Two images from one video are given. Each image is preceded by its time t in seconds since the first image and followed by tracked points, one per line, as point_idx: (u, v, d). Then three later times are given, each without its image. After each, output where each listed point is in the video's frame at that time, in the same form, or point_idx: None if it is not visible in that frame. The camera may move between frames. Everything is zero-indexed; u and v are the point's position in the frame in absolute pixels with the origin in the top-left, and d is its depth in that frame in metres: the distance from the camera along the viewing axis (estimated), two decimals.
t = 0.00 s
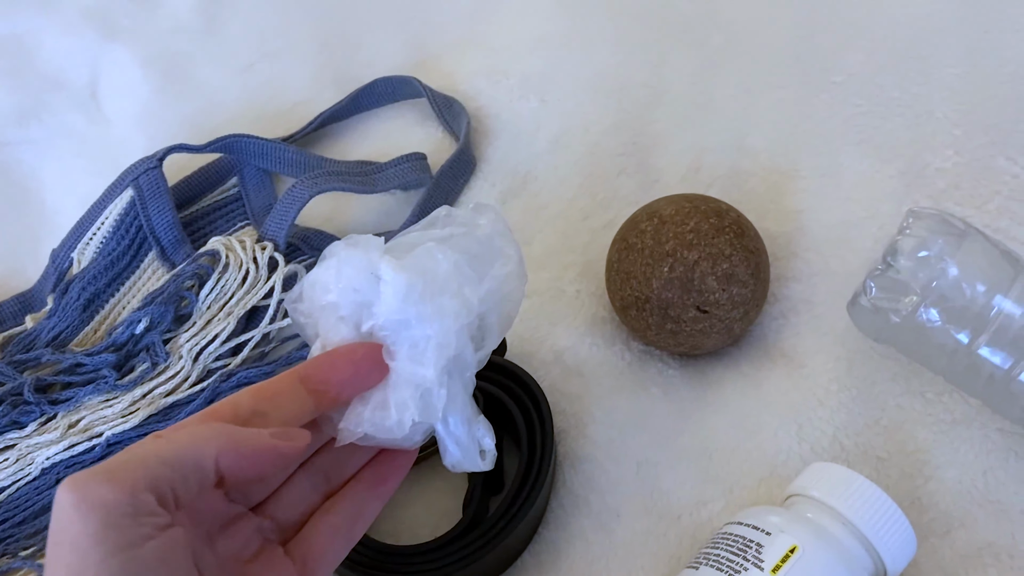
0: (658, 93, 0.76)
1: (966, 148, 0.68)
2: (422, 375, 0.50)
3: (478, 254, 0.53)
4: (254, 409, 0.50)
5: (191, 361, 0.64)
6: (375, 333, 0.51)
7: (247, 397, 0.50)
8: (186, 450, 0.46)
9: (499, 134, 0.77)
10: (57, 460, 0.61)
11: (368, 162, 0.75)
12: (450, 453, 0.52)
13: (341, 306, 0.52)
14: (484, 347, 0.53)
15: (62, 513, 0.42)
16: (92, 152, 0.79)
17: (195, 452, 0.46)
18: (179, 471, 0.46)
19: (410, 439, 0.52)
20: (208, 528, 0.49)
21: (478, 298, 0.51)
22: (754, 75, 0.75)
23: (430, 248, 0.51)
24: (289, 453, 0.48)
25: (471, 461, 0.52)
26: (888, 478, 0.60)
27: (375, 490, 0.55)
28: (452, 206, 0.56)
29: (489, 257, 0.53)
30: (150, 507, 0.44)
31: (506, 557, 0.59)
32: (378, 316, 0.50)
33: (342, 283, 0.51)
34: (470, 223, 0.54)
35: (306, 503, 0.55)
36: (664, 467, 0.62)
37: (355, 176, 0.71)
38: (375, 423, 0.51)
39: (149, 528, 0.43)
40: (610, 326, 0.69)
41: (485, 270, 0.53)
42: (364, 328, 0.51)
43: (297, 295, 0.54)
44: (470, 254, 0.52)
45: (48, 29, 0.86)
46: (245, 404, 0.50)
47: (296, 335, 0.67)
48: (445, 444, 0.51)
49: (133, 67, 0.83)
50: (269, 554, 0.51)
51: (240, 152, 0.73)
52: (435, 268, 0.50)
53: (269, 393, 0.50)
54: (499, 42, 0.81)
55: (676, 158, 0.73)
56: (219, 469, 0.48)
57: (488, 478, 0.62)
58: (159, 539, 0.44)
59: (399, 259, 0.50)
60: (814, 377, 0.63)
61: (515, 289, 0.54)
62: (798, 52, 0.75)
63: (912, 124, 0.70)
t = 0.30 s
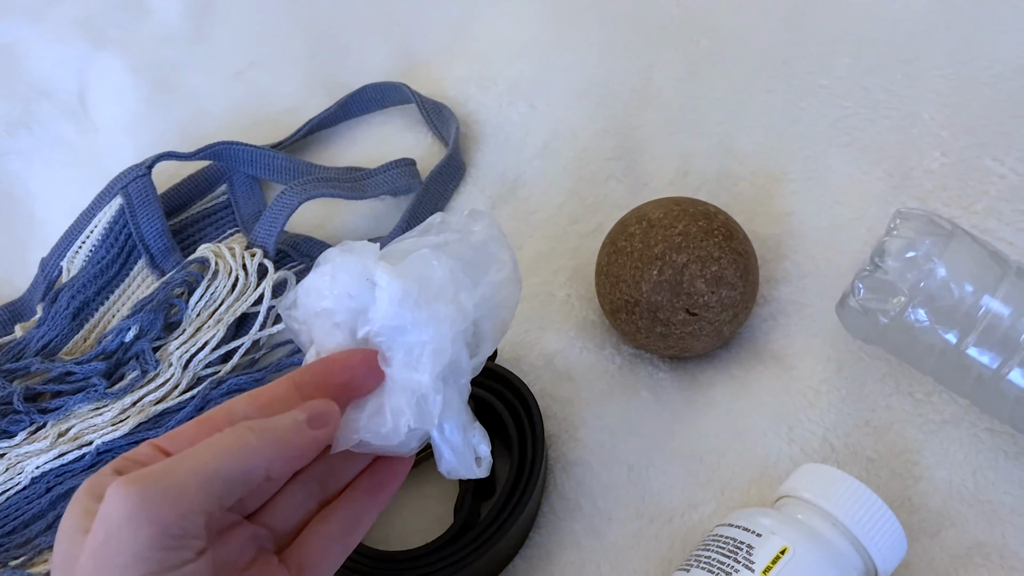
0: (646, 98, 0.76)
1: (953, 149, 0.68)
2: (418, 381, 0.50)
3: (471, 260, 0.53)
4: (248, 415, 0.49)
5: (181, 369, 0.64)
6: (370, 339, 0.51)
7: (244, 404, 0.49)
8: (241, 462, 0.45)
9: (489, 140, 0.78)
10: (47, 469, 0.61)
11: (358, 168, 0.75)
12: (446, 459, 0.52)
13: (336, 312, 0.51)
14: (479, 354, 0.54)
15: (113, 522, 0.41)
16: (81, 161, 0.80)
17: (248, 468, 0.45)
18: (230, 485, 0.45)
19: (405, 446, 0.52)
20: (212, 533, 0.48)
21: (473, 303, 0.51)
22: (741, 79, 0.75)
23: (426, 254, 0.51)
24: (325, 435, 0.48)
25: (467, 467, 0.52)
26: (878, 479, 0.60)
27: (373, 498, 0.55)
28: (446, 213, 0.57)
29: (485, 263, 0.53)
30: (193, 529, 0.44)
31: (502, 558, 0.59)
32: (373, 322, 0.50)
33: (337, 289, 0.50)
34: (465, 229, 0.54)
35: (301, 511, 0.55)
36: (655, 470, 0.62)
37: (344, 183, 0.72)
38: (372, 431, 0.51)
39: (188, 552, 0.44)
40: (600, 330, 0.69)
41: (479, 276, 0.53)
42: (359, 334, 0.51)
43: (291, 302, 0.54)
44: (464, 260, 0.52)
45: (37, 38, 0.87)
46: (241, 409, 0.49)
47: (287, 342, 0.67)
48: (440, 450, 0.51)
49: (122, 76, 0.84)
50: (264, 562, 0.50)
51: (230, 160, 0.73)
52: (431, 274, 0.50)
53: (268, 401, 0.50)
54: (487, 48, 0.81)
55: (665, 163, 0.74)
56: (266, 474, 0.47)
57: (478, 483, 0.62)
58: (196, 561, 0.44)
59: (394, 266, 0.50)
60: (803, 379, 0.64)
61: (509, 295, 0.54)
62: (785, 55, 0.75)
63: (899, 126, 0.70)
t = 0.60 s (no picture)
0: (636, 103, 0.77)
1: (942, 152, 0.69)
2: (412, 389, 0.50)
3: (463, 267, 0.53)
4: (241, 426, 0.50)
5: (174, 376, 0.64)
6: (364, 348, 0.51)
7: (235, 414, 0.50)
8: (185, 462, 0.46)
9: (480, 146, 0.78)
10: (41, 477, 0.61)
11: (349, 175, 0.75)
12: (440, 466, 0.52)
13: (329, 321, 0.52)
14: (472, 360, 0.53)
15: (61, 532, 0.42)
16: (73, 169, 0.80)
17: (192, 466, 0.46)
18: (175, 486, 0.46)
19: (399, 454, 0.52)
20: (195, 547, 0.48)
21: (466, 310, 0.52)
22: (731, 83, 0.76)
23: (419, 262, 0.51)
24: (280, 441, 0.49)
25: (461, 475, 0.52)
26: (868, 481, 0.60)
27: (365, 504, 0.55)
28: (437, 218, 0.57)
29: (476, 271, 0.53)
30: (147, 526, 0.44)
31: (497, 560, 0.60)
32: (367, 330, 0.50)
33: (330, 298, 0.51)
34: (456, 235, 0.55)
35: (293, 520, 0.55)
36: (646, 474, 0.63)
37: (336, 189, 0.72)
38: (366, 439, 0.51)
39: (145, 548, 0.43)
40: (592, 334, 0.69)
41: (471, 282, 0.53)
42: (352, 343, 0.51)
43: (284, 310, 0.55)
44: (456, 267, 0.53)
45: (27, 45, 0.87)
46: (232, 417, 0.49)
47: (279, 349, 0.68)
48: (434, 458, 0.51)
49: (113, 83, 0.84)
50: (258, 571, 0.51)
51: (222, 167, 0.74)
52: (424, 282, 0.51)
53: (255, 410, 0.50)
54: (478, 53, 0.82)
55: (655, 167, 0.74)
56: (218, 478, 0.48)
57: (471, 489, 0.62)
58: (157, 559, 0.44)
59: (386, 273, 0.51)
60: (793, 382, 0.64)
61: (502, 300, 0.54)
62: (774, 59, 0.76)
63: (888, 130, 0.71)
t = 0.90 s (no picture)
0: (632, 104, 0.77)
1: (936, 151, 0.69)
2: (394, 381, 0.50)
3: (438, 258, 0.54)
4: (225, 425, 0.49)
5: (173, 378, 0.64)
6: (342, 342, 0.51)
7: (218, 416, 0.49)
8: (162, 473, 0.45)
9: (476, 147, 0.78)
10: (41, 479, 0.61)
11: (346, 176, 0.75)
12: (426, 457, 0.52)
13: (307, 317, 0.51)
14: (450, 350, 0.54)
15: (42, 543, 0.41)
16: (70, 173, 0.80)
17: (170, 478, 0.45)
18: (158, 501, 0.44)
19: (383, 446, 0.53)
20: (178, 556, 0.48)
21: (443, 300, 0.52)
22: (726, 83, 0.76)
23: (393, 256, 0.52)
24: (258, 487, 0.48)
25: (447, 463, 0.52)
26: (865, 479, 0.60)
27: (351, 496, 0.55)
28: (410, 214, 0.58)
29: (451, 260, 0.54)
30: (130, 531, 0.43)
31: (495, 560, 0.60)
32: (345, 325, 0.50)
33: (307, 294, 0.51)
34: (428, 229, 0.56)
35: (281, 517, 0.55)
36: (644, 473, 0.63)
37: (333, 191, 0.72)
38: (350, 432, 0.51)
39: (130, 552, 0.42)
40: (589, 334, 0.70)
41: (447, 273, 0.54)
42: (331, 338, 0.51)
43: (260, 311, 0.55)
44: (431, 259, 0.53)
45: (23, 50, 0.87)
46: (216, 420, 0.49)
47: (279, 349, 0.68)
48: (420, 449, 0.51)
49: (110, 87, 0.84)
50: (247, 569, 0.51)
51: (219, 169, 0.74)
52: (400, 274, 0.51)
53: (236, 409, 0.50)
54: (473, 56, 0.82)
55: (651, 168, 0.75)
56: (194, 496, 0.46)
57: (471, 488, 0.63)
58: (140, 561, 0.42)
59: (361, 267, 0.51)
60: (789, 380, 0.64)
61: (477, 292, 0.55)
62: (768, 60, 0.76)
63: (883, 129, 0.71)
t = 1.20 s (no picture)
0: (628, 109, 0.77)
1: (932, 156, 0.69)
2: (414, 385, 0.50)
3: (459, 261, 0.53)
4: (242, 429, 0.49)
5: (168, 386, 0.64)
6: (363, 346, 0.51)
7: (236, 420, 0.49)
8: (177, 478, 0.44)
9: (473, 152, 0.78)
10: (36, 489, 0.61)
11: (342, 183, 0.75)
12: (445, 462, 0.52)
13: (327, 320, 0.51)
14: (472, 352, 0.54)
15: (56, 552, 0.41)
16: (65, 179, 0.80)
17: (184, 483, 0.44)
18: (173, 504, 0.44)
19: (404, 451, 0.53)
20: (197, 561, 0.48)
21: (464, 304, 0.52)
22: (722, 88, 0.76)
23: (415, 258, 0.52)
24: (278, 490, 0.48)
25: (466, 468, 0.53)
26: (862, 485, 0.60)
27: (369, 502, 0.55)
28: (432, 215, 0.57)
29: (473, 263, 0.54)
30: (145, 538, 0.42)
31: (493, 566, 0.60)
32: (365, 328, 0.50)
33: (328, 297, 0.50)
34: (450, 230, 0.55)
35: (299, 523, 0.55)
36: (641, 479, 0.63)
37: (329, 199, 0.72)
38: (370, 436, 0.51)
39: (144, 559, 0.41)
40: (586, 340, 0.70)
41: (468, 276, 0.53)
42: (352, 341, 0.51)
43: (281, 311, 0.54)
44: (452, 261, 0.53)
45: (19, 56, 0.87)
46: (235, 424, 0.49)
47: (274, 357, 0.68)
48: (440, 453, 0.51)
49: (105, 94, 0.84)
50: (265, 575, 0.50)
51: (214, 176, 0.74)
52: (421, 277, 0.51)
53: (254, 413, 0.50)
54: (469, 61, 0.82)
55: (648, 173, 0.75)
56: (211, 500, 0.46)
57: (467, 495, 0.62)
58: (157, 568, 0.42)
59: (383, 270, 0.51)
60: (786, 386, 0.64)
61: (498, 295, 0.55)
62: (764, 65, 0.76)
63: (878, 134, 0.71)
